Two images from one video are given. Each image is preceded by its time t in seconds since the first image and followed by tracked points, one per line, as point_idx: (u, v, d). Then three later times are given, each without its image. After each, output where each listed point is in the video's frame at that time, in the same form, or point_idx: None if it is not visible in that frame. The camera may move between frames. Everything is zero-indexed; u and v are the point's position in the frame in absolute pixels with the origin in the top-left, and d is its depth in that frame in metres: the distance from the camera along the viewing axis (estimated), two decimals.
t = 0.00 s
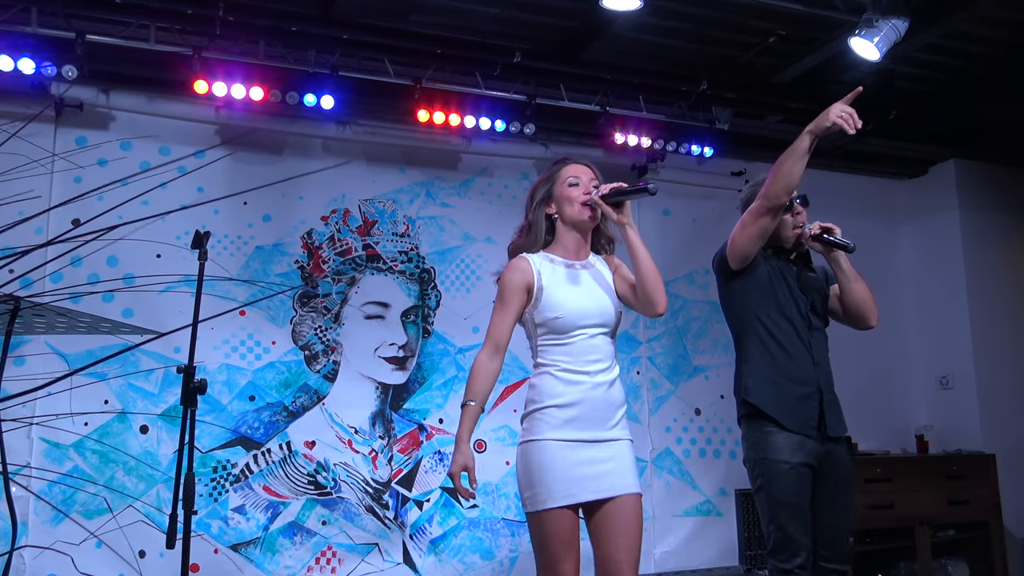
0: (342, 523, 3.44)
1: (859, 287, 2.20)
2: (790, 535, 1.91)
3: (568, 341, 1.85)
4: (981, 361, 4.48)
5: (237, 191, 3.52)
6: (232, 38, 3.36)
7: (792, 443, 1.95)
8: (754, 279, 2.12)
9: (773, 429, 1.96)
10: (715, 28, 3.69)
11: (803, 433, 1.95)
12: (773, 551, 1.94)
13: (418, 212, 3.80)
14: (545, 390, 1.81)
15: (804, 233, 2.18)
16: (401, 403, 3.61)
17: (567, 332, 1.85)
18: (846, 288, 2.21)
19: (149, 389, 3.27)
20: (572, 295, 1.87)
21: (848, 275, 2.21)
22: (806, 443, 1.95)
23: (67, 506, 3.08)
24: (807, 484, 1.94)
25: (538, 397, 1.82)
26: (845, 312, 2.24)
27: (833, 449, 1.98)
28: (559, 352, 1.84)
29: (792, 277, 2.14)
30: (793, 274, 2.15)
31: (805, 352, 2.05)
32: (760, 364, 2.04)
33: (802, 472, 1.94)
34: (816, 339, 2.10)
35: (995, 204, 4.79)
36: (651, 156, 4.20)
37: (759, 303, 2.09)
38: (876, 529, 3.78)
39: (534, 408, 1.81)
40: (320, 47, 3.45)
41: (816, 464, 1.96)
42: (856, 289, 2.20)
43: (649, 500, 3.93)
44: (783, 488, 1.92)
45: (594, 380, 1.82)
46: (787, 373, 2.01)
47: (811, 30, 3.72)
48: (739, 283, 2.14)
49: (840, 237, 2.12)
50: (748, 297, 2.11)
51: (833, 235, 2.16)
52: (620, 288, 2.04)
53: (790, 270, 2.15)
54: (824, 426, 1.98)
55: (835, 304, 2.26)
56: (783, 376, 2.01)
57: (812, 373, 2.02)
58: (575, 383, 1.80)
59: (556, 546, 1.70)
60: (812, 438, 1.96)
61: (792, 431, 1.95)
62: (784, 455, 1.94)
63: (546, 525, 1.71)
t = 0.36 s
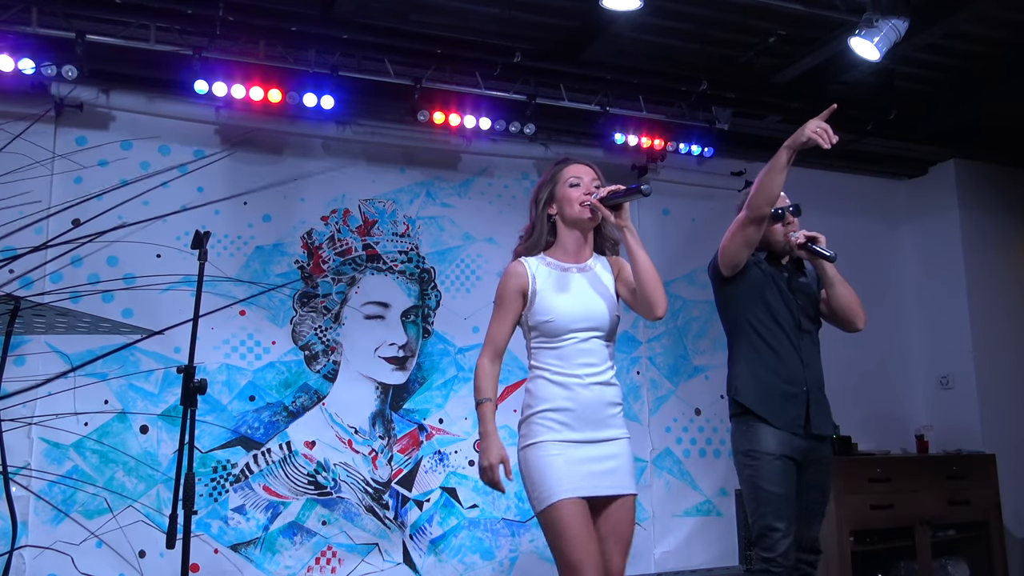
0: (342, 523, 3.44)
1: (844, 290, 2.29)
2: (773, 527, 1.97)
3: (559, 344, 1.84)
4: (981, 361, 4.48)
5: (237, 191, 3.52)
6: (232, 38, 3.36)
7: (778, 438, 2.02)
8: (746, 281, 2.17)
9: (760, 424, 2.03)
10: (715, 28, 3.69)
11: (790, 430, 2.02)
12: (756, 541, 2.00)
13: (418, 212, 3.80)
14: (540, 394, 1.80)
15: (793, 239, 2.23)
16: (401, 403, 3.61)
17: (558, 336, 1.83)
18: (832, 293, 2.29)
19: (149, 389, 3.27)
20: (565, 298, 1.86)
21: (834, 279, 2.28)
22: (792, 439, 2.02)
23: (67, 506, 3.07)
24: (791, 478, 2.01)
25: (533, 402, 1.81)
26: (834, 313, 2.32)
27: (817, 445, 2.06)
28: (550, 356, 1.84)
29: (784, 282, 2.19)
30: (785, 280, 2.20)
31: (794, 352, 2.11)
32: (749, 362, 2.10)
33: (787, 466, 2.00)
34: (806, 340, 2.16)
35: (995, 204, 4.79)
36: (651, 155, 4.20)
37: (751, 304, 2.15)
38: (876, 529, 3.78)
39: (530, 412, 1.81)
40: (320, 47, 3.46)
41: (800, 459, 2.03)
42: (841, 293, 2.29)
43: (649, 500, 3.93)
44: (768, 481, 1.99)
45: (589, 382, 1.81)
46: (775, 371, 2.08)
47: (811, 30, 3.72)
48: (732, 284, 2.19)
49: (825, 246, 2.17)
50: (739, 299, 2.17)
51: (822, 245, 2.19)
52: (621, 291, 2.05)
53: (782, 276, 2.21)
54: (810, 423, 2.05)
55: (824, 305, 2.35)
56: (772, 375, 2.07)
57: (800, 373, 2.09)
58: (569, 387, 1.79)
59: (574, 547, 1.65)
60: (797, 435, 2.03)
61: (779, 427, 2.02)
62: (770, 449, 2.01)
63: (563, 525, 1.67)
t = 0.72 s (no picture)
0: (342, 522, 3.44)
1: (841, 268, 2.21)
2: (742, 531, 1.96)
3: (546, 351, 1.77)
4: (981, 361, 4.48)
5: (237, 191, 3.52)
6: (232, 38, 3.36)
7: (753, 441, 2.00)
8: (717, 284, 2.17)
9: (736, 427, 2.02)
10: (715, 28, 3.69)
11: (766, 432, 2.00)
12: (718, 543, 2.00)
13: (418, 212, 3.80)
14: (522, 398, 1.76)
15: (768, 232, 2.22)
16: (401, 403, 3.61)
17: (547, 341, 1.76)
18: (831, 272, 2.22)
19: (149, 389, 3.26)
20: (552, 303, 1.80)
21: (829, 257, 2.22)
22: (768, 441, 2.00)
23: (67, 506, 3.08)
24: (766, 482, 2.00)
25: (516, 406, 1.77)
26: (833, 298, 2.22)
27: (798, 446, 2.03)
28: (536, 360, 1.77)
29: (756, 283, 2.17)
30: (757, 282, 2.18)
31: (770, 352, 2.09)
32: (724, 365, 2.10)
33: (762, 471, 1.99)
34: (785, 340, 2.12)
35: (994, 204, 4.79)
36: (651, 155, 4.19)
37: (727, 305, 2.14)
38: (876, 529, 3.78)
39: (512, 416, 1.77)
40: (320, 47, 3.46)
41: (780, 462, 2.01)
42: (838, 271, 2.21)
43: (649, 500, 3.93)
44: (739, 485, 1.97)
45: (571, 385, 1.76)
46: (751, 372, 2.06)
47: (811, 30, 3.72)
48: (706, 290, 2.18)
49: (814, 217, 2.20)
50: (716, 303, 2.15)
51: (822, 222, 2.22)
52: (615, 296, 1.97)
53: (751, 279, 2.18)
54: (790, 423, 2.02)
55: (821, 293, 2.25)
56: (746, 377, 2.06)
57: (777, 373, 2.06)
58: (551, 391, 1.74)
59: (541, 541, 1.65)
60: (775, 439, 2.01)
61: (754, 430, 2.00)
62: (744, 452, 1.99)
63: (528, 518, 1.67)
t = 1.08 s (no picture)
0: (342, 523, 3.44)
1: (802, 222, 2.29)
2: (731, 531, 2.08)
3: (530, 349, 1.83)
4: (981, 360, 4.48)
5: (237, 191, 3.52)
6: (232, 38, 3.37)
7: (738, 445, 2.11)
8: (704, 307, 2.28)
9: (722, 433, 2.14)
10: (715, 28, 3.69)
11: (750, 435, 2.11)
12: (706, 544, 2.12)
13: (418, 212, 3.80)
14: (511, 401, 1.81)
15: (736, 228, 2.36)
16: (401, 403, 3.61)
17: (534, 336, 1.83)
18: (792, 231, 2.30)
19: (149, 389, 3.26)
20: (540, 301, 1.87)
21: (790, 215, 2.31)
22: (752, 445, 2.11)
23: (67, 506, 3.08)
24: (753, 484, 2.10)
25: (506, 408, 1.82)
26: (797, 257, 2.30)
27: (785, 448, 2.12)
28: (522, 361, 1.83)
29: (740, 297, 2.27)
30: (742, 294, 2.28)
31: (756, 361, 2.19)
32: (709, 376, 2.23)
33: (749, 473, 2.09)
34: (769, 345, 2.24)
35: (995, 204, 4.79)
36: (651, 155, 4.18)
37: (711, 321, 2.26)
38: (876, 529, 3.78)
39: (502, 419, 1.81)
40: (320, 46, 3.47)
41: (767, 464, 2.11)
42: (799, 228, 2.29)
43: (649, 501, 3.93)
44: (725, 490, 2.09)
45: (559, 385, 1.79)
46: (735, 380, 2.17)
47: (811, 30, 3.72)
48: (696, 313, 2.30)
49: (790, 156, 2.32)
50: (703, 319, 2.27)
51: (801, 158, 2.36)
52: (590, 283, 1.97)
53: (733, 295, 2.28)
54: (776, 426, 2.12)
55: (792, 261, 2.32)
56: (729, 384, 2.17)
57: (761, 377, 2.17)
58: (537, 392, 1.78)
59: (538, 537, 1.66)
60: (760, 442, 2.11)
61: (739, 434, 2.11)
62: (730, 456, 2.10)
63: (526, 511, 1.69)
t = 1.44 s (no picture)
0: (342, 523, 3.44)
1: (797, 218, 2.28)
2: (724, 533, 2.07)
3: (520, 350, 1.85)
4: (981, 360, 4.48)
5: (237, 191, 3.52)
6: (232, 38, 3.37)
7: (732, 447, 2.10)
8: (698, 309, 2.29)
9: (716, 435, 2.14)
10: (715, 28, 3.69)
11: (744, 437, 2.10)
12: (700, 546, 2.12)
13: (418, 212, 3.80)
14: (497, 400, 1.83)
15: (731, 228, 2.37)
16: (401, 403, 3.61)
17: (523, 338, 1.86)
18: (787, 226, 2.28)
19: (149, 390, 3.26)
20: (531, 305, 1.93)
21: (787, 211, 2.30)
22: (747, 446, 2.10)
23: (67, 506, 3.08)
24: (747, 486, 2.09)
25: (491, 408, 1.83)
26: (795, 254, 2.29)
27: (779, 450, 2.11)
28: (509, 362, 1.85)
29: (734, 300, 2.27)
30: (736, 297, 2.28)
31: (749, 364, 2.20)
32: (703, 379, 2.23)
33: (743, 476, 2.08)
34: (761, 347, 2.24)
35: (995, 204, 4.79)
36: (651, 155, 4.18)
37: (707, 324, 2.26)
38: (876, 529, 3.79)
39: (487, 416, 1.83)
40: (320, 46, 3.45)
41: (762, 466, 2.10)
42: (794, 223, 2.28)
43: (649, 501, 3.93)
44: (719, 492, 2.08)
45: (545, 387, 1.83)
46: (728, 382, 2.18)
47: (811, 30, 3.72)
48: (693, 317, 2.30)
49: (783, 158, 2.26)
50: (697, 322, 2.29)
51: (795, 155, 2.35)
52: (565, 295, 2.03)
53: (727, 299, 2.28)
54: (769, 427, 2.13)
55: (790, 258, 2.32)
56: (723, 387, 2.17)
57: (754, 380, 2.17)
58: (524, 393, 1.81)
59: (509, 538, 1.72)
60: (754, 445, 2.10)
61: (733, 436, 2.11)
62: (724, 458, 2.10)
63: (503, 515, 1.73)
